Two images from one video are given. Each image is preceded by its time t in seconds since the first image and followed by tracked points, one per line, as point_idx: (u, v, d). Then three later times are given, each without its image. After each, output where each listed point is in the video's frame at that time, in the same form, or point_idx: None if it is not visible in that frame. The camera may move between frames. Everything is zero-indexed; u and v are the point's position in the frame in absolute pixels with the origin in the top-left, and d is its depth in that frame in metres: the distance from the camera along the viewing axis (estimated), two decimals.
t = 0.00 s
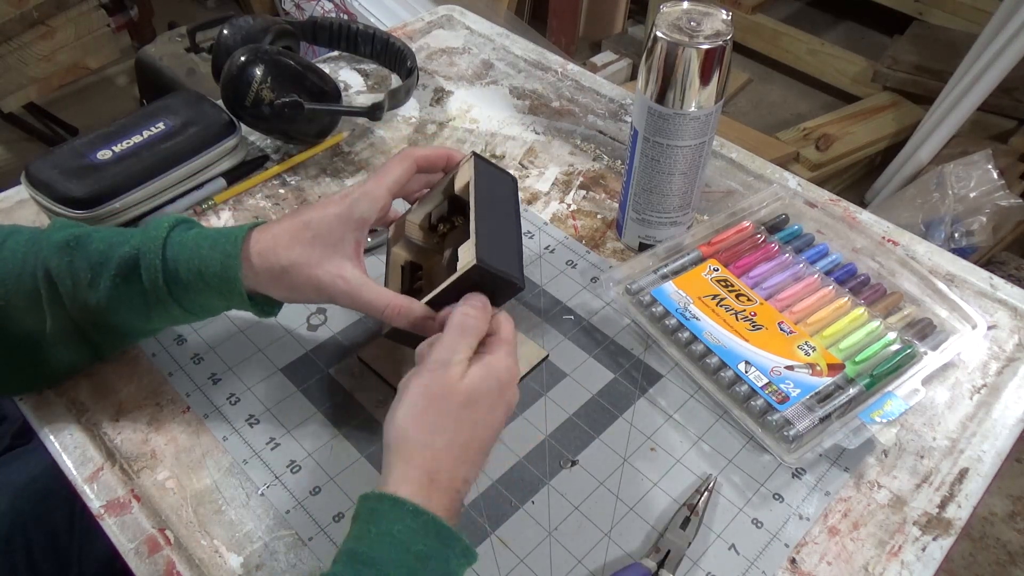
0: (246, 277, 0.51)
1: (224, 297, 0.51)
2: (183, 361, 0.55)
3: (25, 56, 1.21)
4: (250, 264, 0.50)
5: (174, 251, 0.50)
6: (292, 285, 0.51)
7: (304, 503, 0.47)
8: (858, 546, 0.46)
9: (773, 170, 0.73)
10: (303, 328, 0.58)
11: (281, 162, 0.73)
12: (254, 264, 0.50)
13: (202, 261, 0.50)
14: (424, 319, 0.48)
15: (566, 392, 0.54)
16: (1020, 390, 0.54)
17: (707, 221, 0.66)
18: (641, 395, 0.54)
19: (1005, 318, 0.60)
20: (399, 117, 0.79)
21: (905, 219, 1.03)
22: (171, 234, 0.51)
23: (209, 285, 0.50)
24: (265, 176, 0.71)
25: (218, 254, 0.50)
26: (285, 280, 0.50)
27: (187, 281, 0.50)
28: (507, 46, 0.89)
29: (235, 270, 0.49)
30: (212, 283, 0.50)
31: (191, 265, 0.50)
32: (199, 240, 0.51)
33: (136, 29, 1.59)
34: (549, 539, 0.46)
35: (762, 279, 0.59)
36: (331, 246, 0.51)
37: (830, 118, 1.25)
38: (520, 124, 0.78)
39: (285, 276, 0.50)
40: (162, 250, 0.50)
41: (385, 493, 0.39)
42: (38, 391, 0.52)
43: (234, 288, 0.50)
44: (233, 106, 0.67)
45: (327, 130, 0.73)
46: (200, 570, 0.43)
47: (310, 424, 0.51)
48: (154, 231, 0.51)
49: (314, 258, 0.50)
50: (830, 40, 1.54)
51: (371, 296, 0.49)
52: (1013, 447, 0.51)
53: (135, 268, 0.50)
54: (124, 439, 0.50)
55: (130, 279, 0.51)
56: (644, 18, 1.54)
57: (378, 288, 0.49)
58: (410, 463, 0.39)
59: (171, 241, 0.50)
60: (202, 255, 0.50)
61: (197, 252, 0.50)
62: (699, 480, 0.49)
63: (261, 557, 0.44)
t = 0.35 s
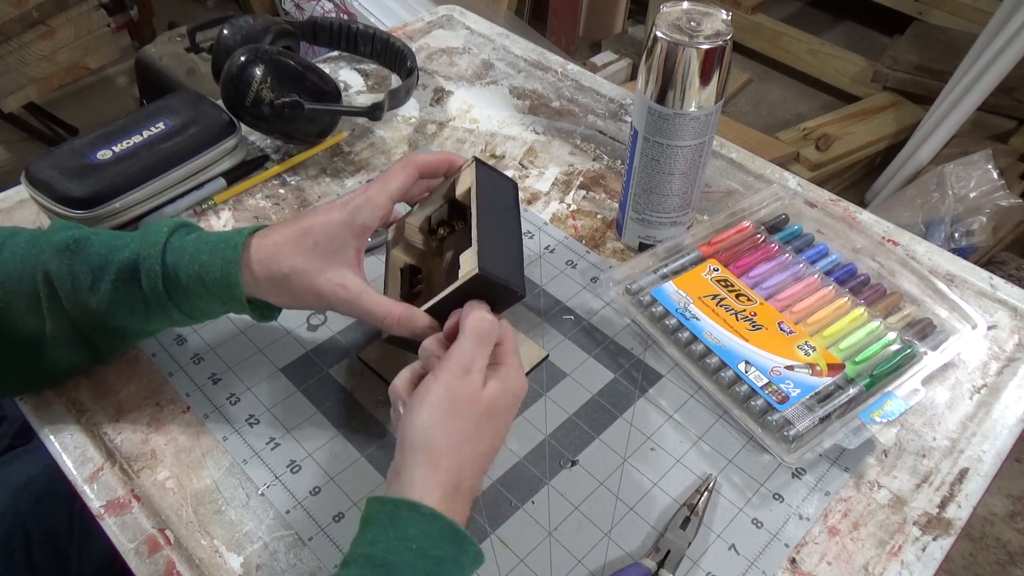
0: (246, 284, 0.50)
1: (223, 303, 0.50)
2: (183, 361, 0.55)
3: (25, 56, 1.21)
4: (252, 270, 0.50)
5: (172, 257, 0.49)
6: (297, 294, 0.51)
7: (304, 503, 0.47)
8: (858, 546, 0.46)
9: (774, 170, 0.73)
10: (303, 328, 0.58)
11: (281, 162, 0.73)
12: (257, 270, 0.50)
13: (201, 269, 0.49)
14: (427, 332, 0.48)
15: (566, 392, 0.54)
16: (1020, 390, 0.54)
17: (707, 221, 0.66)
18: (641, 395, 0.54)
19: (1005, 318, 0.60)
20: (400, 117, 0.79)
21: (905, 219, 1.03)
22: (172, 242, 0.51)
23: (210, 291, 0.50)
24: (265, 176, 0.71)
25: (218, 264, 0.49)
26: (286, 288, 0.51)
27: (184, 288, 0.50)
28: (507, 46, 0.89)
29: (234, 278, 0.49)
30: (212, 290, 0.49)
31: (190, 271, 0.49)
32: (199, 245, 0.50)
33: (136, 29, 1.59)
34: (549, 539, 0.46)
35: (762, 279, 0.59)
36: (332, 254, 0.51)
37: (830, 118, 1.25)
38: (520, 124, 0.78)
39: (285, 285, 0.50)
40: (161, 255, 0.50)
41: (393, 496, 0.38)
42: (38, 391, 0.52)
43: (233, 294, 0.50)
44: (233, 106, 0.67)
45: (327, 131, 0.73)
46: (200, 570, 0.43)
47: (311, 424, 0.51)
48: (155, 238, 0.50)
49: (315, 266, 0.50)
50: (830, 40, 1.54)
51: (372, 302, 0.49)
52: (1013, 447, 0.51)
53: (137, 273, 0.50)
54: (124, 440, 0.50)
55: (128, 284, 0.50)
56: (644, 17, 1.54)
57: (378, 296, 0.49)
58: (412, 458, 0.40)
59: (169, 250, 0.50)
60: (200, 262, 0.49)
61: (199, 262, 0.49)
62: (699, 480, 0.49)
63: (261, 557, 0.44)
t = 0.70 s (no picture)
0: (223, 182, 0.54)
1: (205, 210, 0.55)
2: (182, 360, 0.55)
3: (23, 56, 1.21)
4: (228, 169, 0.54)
5: (143, 189, 0.53)
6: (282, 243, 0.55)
7: (303, 502, 0.47)
8: (858, 546, 0.45)
9: (773, 169, 0.73)
10: (303, 327, 0.58)
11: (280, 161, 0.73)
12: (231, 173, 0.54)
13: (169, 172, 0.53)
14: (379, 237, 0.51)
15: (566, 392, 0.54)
16: (1020, 390, 0.54)
17: (707, 221, 0.66)
18: (641, 394, 0.54)
19: (1005, 318, 0.60)
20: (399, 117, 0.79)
21: (905, 218, 1.03)
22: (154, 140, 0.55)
23: (183, 216, 0.55)
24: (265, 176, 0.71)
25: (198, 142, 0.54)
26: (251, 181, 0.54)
27: (161, 224, 0.54)
28: (507, 46, 0.89)
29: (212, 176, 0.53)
30: (188, 212, 0.55)
31: (169, 203, 0.54)
32: (176, 150, 0.54)
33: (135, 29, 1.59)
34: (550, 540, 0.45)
35: (762, 279, 0.59)
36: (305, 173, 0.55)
37: (830, 117, 1.25)
38: (520, 123, 0.78)
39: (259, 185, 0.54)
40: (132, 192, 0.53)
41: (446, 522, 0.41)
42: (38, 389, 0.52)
43: (209, 187, 0.54)
44: (233, 106, 0.67)
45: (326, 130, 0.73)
46: (200, 570, 0.43)
47: (312, 424, 0.51)
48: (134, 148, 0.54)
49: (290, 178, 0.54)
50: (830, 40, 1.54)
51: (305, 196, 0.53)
52: (1013, 447, 0.51)
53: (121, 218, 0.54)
54: (124, 439, 0.50)
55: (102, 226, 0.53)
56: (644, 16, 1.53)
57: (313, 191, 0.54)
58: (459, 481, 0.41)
59: (152, 152, 0.53)
60: (175, 186, 0.54)
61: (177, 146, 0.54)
62: (699, 480, 0.49)
63: (261, 557, 0.44)
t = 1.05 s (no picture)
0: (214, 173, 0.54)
1: (197, 202, 0.55)
2: (182, 360, 0.55)
3: (23, 55, 1.21)
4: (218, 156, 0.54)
5: (132, 184, 0.52)
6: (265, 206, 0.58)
7: (303, 502, 0.47)
8: (858, 546, 0.45)
9: (773, 169, 0.73)
10: (303, 327, 0.58)
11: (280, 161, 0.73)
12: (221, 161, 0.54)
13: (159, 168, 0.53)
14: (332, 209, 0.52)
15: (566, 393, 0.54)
16: (1020, 390, 0.54)
17: (707, 221, 0.66)
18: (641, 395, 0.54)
19: (1006, 318, 0.60)
20: (399, 117, 0.79)
21: (905, 218, 1.03)
22: (143, 133, 0.54)
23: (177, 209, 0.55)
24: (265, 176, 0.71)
25: (187, 135, 0.54)
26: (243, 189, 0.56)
27: (154, 218, 0.54)
28: (507, 46, 0.89)
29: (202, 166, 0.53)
30: (180, 205, 0.55)
31: (160, 197, 0.54)
32: (163, 143, 0.53)
33: (135, 29, 1.59)
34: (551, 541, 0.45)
35: (762, 279, 0.59)
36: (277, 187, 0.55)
37: (830, 117, 1.25)
38: (520, 123, 0.78)
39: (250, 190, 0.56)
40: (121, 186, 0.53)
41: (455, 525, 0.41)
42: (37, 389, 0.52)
43: (200, 178, 0.54)
44: (233, 106, 0.67)
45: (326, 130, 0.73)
46: (200, 570, 0.43)
47: (312, 424, 0.51)
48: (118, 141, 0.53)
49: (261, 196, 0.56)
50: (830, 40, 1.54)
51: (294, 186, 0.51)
52: (1013, 447, 0.51)
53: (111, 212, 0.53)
54: (124, 439, 0.50)
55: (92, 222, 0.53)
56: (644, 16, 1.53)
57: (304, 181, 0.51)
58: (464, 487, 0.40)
59: (141, 145, 0.53)
60: (165, 180, 0.53)
61: (165, 138, 0.53)
62: (699, 480, 0.49)
63: (261, 557, 0.44)
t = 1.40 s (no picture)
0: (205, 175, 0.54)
1: (190, 206, 0.55)
2: (182, 360, 0.55)
3: (23, 55, 1.21)
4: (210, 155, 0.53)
5: (122, 185, 0.52)
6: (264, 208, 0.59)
7: (303, 502, 0.47)
8: (858, 546, 0.45)
9: (773, 169, 0.73)
10: (303, 327, 0.58)
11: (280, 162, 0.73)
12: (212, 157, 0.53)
13: (148, 169, 0.52)
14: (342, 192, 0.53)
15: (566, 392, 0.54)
16: (1020, 390, 0.54)
17: (707, 221, 0.66)
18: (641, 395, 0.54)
19: (1006, 318, 0.59)
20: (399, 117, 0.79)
21: (905, 218, 1.03)
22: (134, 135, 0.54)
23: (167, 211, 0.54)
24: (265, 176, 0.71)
25: (179, 137, 0.53)
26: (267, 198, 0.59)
27: (144, 220, 0.54)
28: (507, 46, 0.89)
29: (193, 166, 0.52)
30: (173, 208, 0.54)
31: (150, 199, 0.53)
32: (154, 145, 0.53)
33: (135, 28, 1.59)
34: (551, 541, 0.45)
35: (762, 279, 0.59)
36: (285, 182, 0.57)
37: (830, 117, 1.25)
38: (520, 123, 0.78)
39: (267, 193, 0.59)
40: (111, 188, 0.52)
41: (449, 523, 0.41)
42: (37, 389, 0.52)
43: (190, 178, 0.53)
44: (233, 106, 0.67)
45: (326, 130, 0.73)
46: (200, 570, 0.43)
47: (311, 424, 0.51)
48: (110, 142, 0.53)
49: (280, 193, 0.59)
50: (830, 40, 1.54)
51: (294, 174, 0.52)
52: (1013, 447, 0.51)
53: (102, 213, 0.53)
54: (124, 439, 0.50)
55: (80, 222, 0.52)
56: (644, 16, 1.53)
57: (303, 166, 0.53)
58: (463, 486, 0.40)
59: (131, 145, 0.52)
60: (155, 182, 0.53)
61: (157, 140, 0.53)
62: (699, 480, 0.49)
63: (261, 557, 0.44)
